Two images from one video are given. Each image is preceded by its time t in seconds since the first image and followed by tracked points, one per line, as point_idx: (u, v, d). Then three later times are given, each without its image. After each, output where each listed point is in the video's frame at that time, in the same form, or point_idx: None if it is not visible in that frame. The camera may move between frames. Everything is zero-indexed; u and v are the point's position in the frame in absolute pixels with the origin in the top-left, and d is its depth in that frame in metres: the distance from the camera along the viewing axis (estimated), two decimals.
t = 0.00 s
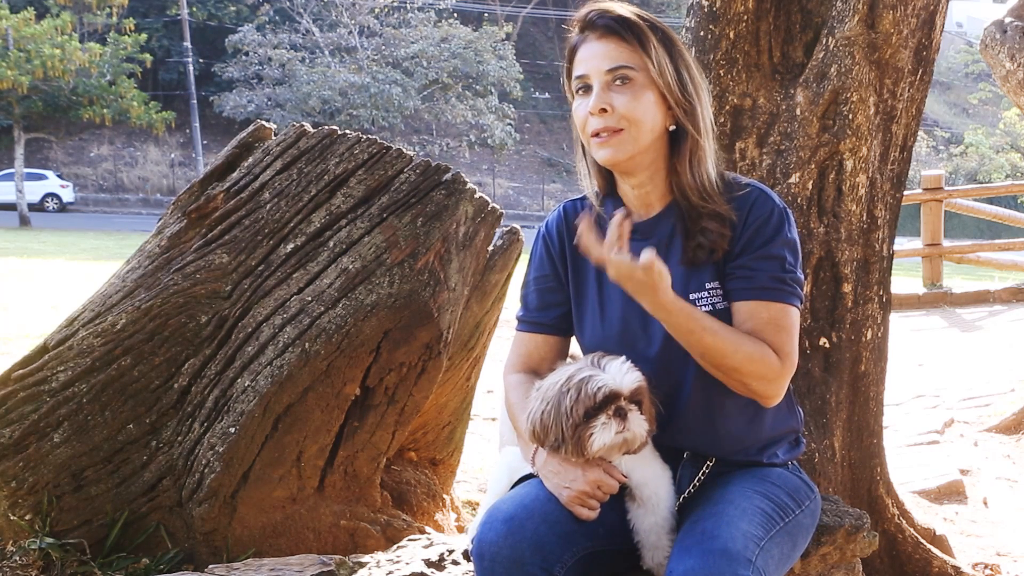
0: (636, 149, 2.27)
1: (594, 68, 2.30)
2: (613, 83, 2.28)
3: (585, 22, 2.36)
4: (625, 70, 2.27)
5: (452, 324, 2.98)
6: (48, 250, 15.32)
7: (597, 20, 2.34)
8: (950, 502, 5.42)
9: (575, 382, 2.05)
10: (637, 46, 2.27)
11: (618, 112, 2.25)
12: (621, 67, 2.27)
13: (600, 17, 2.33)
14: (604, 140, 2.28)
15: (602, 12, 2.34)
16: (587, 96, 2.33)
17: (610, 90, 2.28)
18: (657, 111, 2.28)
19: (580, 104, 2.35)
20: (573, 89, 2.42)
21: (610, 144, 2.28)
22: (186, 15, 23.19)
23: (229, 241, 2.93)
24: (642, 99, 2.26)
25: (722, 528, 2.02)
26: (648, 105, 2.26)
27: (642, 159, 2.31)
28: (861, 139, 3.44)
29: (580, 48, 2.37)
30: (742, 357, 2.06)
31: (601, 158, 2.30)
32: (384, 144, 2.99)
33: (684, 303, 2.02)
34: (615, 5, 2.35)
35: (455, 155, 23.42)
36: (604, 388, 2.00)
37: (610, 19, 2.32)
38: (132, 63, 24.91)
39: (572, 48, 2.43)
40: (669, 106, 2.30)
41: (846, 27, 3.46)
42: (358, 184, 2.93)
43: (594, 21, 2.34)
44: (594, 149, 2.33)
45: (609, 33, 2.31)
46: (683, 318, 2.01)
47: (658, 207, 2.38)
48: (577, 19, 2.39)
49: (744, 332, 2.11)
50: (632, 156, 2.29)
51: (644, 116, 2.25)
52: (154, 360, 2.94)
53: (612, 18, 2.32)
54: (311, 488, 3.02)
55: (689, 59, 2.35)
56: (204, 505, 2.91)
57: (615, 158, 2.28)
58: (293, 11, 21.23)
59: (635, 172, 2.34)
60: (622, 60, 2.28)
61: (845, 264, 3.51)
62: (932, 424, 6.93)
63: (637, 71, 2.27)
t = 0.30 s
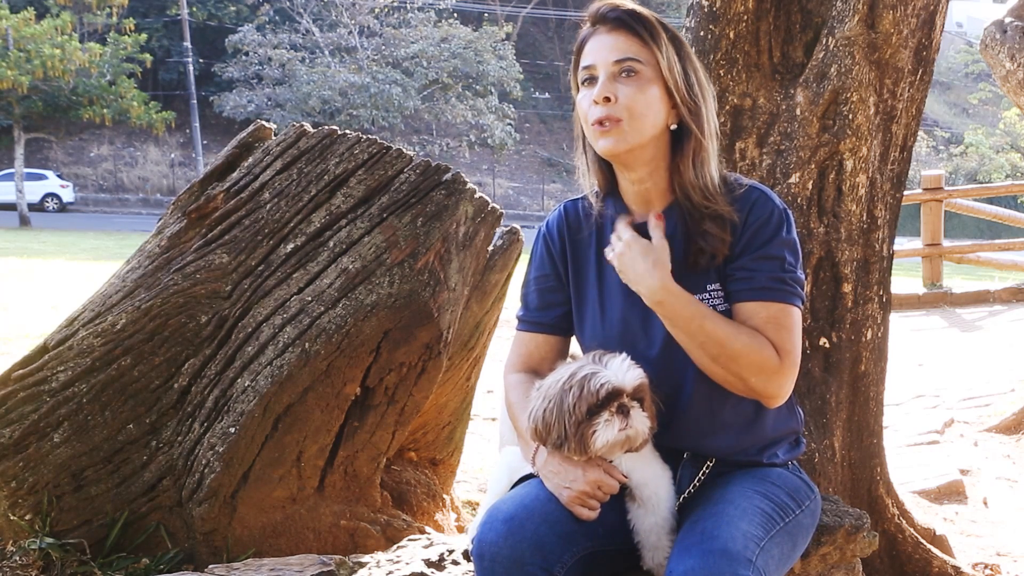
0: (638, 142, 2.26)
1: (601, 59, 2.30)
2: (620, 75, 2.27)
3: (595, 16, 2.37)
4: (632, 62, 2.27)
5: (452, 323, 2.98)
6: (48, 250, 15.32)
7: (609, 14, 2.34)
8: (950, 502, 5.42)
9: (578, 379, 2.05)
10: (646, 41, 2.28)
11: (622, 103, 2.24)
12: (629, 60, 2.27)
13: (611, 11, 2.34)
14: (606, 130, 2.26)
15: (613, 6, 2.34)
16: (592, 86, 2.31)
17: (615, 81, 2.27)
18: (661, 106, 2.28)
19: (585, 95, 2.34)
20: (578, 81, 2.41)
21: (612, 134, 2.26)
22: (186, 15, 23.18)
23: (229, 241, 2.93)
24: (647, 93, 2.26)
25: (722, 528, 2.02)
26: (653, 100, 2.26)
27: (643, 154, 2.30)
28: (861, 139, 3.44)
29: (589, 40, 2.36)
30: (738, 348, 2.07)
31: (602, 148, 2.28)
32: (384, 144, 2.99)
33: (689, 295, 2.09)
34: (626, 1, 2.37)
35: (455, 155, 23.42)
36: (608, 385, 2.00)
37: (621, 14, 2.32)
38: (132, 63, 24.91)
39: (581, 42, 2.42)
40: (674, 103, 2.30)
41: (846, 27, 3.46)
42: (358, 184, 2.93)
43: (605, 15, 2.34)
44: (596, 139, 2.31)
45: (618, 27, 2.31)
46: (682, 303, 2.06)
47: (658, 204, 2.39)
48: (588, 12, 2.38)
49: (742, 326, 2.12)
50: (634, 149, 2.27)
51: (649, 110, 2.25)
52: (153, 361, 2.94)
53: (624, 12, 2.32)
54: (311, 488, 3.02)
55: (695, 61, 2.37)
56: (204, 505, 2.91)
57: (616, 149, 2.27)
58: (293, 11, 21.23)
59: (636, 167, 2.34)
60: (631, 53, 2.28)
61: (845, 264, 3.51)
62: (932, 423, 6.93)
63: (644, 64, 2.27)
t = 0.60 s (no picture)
0: (614, 152, 2.27)
1: (586, 66, 2.30)
2: (601, 84, 2.27)
3: (590, 20, 2.35)
4: (613, 71, 2.25)
5: (452, 323, 2.98)
6: (48, 250, 15.32)
7: (601, 19, 2.32)
8: (950, 502, 5.42)
9: (579, 377, 2.04)
10: (630, 49, 2.25)
11: (597, 114, 2.25)
12: (610, 69, 2.26)
13: (603, 16, 2.31)
14: (583, 139, 2.29)
15: (606, 11, 2.32)
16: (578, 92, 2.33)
17: (595, 90, 2.28)
18: (642, 116, 2.26)
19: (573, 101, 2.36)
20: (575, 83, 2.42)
21: (588, 144, 2.29)
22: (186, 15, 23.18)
23: (229, 241, 2.93)
24: (625, 103, 2.25)
25: (723, 528, 2.02)
26: (632, 110, 2.25)
27: (623, 163, 2.31)
28: (861, 139, 3.44)
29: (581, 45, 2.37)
30: (733, 349, 2.08)
31: (581, 157, 2.32)
32: (384, 144, 2.99)
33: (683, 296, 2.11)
34: (622, 4, 2.32)
35: (455, 155, 23.42)
36: (608, 384, 2.00)
37: (612, 19, 2.29)
38: (132, 63, 24.91)
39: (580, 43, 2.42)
40: (658, 112, 2.27)
41: (846, 27, 3.46)
42: (358, 184, 2.93)
43: (598, 19, 2.32)
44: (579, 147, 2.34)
45: (605, 34, 2.29)
46: (674, 305, 2.09)
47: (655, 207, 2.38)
48: (585, 16, 2.37)
49: (739, 326, 2.13)
50: (610, 158, 2.29)
51: (624, 121, 2.25)
52: (153, 361, 2.94)
53: (614, 18, 2.29)
54: (311, 488, 3.02)
55: (693, 64, 2.29)
56: (204, 505, 2.91)
57: (593, 159, 2.30)
58: (293, 11, 21.23)
59: (622, 174, 2.35)
60: (613, 61, 2.26)
61: (845, 264, 3.51)
62: (932, 424, 6.93)
63: (626, 73, 2.25)
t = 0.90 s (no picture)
0: (611, 154, 2.27)
1: (584, 68, 2.29)
2: (598, 86, 2.27)
3: (587, 21, 2.35)
4: (610, 74, 2.25)
5: (452, 323, 2.98)
6: (49, 250, 15.32)
7: (598, 20, 2.31)
8: (950, 502, 5.42)
9: (580, 376, 2.04)
10: (626, 51, 2.24)
11: (594, 116, 2.25)
12: (607, 71, 2.25)
13: (600, 18, 2.31)
14: (580, 141, 2.29)
15: (603, 13, 2.31)
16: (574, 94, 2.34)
17: (593, 92, 2.27)
18: (638, 117, 2.26)
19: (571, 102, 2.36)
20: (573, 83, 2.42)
21: (585, 146, 2.28)
22: (186, 15, 23.18)
23: (229, 241, 2.93)
24: (622, 106, 2.24)
25: (723, 528, 2.02)
26: (628, 112, 2.25)
27: (620, 163, 2.30)
28: (861, 139, 3.44)
29: (579, 46, 2.36)
30: (731, 350, 2.08)
31: (579, 158, 2.31)
32: (384, 144, 2.99)
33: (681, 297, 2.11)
34: (619, 6, 2.32)
35: (455, 155, 23.42)
36: (609, 384, 2.00)
37: (609, 21, 2.29)
38: (132, 63, 24.91)
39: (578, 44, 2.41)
40: (656, 114, 2.26)
41: (846, 27, 3.45)
42: (358, 185, 2.93)
43: (595, 21, 2.32)
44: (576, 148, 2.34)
45: (602, 36, 2.28)
46: (672, 305, 2.10)
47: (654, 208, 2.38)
48: (583, 17, 2.36)
49: (739, 327, 2.13)
50: (607, 160, 2.29)
51: (621, 123, 2.24)
52: (153, 361, 2.94)
53: (611, 20, 2.29)
54: (311, 488, 3.02)
55: (690, 65, 2.28)
56: (204, 505, 2.91)
57: (590, 161, 2.29)
58: (292, 11, 21.24)
59: (620, 175, 2.34)
60: (610, 63, 2.25)
61: (845, 264, 3.51)
62: (932, 424, 6.93)
63: (623, 75, 2.25)
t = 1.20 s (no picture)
0: (616, 153, 2.28)
1: (597, 64, 2.29)
2: (609, 84, 2.27)
3: (605, 16, 2.34)
4: (621, 73, 2.25)
5: (452, 323, 2.98)
6: (49, 250, 15.32)
7: (614, 18, 2.30)
8: (950, 502, 5.42)
9: (588, 370, 2.04)
10: (641, 51, 2.24)
11: (603, 114, 2.25)
12: (619, 70, 2.25)
13: (617, 15, 2.30)
14: (586, 136, 2.30)
15: (621, 11, 2.30)
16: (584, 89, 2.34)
17: (603, 90, 2.28)
18: (647, 119, 2.26)
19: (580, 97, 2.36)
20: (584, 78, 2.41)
21: (591, 142, 2.29)
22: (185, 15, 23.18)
23: (229, 241, 2.93)
24: (631, 106, 2.24)
25: (722, 528, 2.02)
26: (637, 113, 2.25)
27: (623, 163, 2.31)
28: (861, 139, 3.44)
29: (593, 42, 2.35)
30: (732, 356, 2.08)
31: (583, 154, 2.32)
32: (384, 144, 2.99)
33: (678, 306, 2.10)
34: (638, 5, 2.31)
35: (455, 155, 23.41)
36: (618, 378, 2.00)
37: (626, 19, 2.28)
38: (132, 63, 24.91)
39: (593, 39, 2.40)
40: (664, 117, 2.27)
41: (846, 27, 3.46)
42: (358, 185, 2.93)
43: (612, 17, 2.31)
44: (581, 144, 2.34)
45: (618, 33, 2.28)
46: (671, 313, 2.09)
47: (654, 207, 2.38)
48: (600, 13, 2.36)
49: (739, 332, 2.13)
50: (612, 158, 2.29)
51: (628, 123, 2.25)
52: (153, 361, 2.94)
53: (629, 18, 2.28)
54: (311, 488, 3.02)
55: (703, 69, 2.28)
56: (204, 505, 2.91)
57: (594, 157, 2.30)
58: (293, 11, 21.24)
59: (623, 173, 2.35)
60: (623, 63, 2.25)
61: (845, 263, 3.51)
62: (932, 424, 6.93)
63: (634, 76, 2.25)
